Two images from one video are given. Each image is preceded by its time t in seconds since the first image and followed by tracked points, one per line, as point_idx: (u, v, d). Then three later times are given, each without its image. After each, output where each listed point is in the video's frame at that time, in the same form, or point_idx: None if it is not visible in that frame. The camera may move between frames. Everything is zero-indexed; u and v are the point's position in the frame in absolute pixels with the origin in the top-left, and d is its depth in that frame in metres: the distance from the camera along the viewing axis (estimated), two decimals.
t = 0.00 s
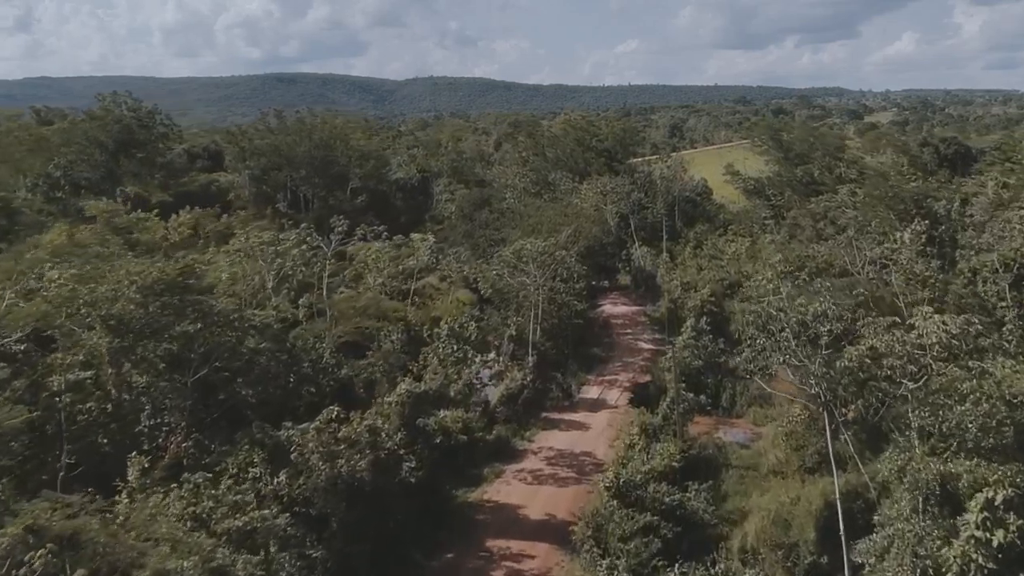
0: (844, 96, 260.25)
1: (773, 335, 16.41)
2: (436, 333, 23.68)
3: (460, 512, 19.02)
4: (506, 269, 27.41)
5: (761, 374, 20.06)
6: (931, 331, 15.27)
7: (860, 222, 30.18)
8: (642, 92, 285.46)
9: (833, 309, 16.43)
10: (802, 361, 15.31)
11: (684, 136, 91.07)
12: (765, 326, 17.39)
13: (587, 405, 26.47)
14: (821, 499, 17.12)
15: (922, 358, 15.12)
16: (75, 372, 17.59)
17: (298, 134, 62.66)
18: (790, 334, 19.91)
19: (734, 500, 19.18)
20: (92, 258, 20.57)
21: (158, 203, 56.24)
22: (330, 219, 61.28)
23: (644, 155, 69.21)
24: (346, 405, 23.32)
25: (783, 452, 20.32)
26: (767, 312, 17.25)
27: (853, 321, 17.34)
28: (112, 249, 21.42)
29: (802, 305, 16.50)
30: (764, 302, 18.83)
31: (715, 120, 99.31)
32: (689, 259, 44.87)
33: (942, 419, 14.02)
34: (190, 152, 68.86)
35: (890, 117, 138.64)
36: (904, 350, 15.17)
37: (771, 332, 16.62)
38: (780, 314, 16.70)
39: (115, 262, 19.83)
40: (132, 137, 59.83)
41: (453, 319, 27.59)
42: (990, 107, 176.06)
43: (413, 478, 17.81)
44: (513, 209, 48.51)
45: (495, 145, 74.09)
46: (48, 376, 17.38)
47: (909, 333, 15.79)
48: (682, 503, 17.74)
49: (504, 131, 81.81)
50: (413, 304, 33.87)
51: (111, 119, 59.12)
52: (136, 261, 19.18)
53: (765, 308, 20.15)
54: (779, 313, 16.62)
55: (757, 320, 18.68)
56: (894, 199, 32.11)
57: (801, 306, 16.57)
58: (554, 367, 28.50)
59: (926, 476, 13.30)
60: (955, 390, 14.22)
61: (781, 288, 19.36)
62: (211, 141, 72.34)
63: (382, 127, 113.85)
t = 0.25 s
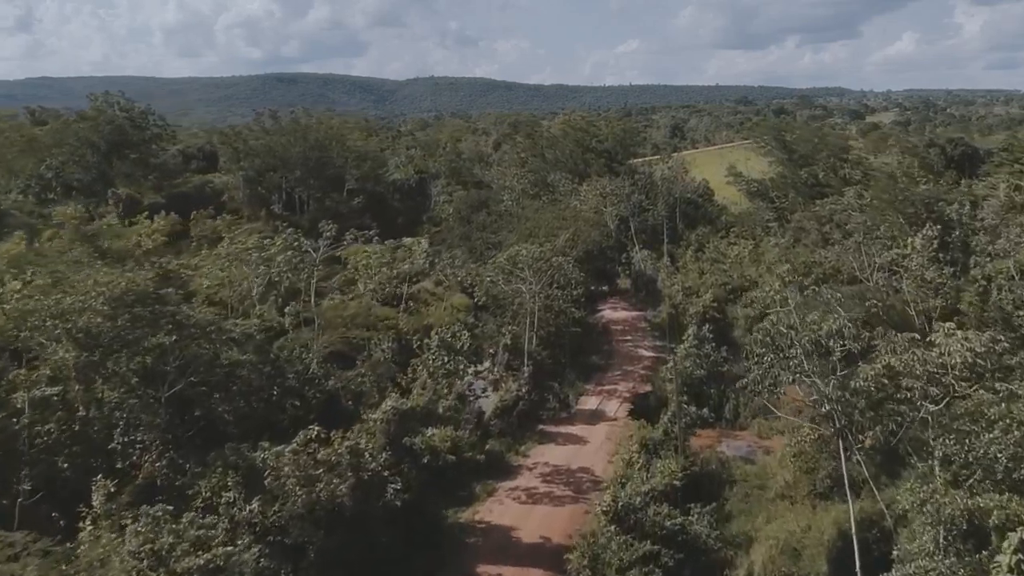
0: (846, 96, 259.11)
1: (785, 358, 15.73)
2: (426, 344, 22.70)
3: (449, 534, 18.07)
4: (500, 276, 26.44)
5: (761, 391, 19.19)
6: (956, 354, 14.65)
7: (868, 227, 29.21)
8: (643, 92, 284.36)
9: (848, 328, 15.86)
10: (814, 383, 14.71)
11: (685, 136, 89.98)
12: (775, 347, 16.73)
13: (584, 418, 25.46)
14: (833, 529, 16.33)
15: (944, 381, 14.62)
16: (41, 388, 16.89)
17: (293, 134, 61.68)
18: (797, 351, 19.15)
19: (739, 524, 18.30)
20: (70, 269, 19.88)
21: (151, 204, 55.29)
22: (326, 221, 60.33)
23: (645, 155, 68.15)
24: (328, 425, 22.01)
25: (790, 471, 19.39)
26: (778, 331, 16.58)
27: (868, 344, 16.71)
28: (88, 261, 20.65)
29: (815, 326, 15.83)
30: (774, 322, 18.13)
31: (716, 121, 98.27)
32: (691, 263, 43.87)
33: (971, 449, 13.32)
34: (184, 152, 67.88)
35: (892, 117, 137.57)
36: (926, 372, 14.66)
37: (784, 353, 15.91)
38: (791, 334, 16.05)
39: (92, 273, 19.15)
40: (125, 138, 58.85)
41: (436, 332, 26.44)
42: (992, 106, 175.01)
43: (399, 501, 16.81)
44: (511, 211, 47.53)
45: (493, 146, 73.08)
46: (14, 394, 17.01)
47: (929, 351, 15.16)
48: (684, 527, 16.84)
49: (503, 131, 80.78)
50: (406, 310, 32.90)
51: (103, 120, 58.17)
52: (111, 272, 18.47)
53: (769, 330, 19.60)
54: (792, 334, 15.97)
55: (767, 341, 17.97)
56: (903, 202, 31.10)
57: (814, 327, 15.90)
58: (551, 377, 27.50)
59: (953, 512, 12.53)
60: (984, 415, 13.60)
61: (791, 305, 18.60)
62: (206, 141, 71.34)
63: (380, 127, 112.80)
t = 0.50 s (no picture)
0: (848, 96, 258.19)
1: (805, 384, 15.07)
2: (416, 356, 21.74)
3: (438, 558, 17.10)
4: (496, 283, 25.48)
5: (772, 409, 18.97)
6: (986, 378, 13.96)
7: (877, 233, 28.26)
8: (644, 91, 283.20)
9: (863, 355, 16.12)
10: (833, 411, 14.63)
11: (687, 136, 88.86)
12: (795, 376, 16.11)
13: (582, 430, 24.51)
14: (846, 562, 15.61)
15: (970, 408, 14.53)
16: (4, 406, 16.02)
17: (287, 135, 60.70)
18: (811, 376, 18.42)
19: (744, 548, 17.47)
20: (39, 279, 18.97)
21: (144, 207, 54.40)
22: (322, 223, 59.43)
23: (646, 156, 67.17)
24: (317, 440, 21.25)
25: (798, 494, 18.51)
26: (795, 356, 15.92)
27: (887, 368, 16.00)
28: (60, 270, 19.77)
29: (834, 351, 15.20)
30: (789, 345, 17.40)
31: (718, 121, 97.17)
32: (692, 267, 42.93)
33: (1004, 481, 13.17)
34: (178, 153, 66.95)
35: (896, 117, 136.39)
36: (948, 396, 14.67)
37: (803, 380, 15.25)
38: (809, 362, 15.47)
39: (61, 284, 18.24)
40: (117, 138, 57.90)
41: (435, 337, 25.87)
42: (996, 106, 173.74)
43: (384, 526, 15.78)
44: (509, 214, 46.55)
45: (492, 146, 72.14)
46: None
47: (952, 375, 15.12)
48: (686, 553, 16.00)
49: (503, 132, 79.77)
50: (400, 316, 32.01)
51: (95, 119, 57.21)
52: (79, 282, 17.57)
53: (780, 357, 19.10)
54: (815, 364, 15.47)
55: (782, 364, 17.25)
56: (912, 205, 30.15)
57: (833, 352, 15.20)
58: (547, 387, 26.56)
59: (983, 552, 12.28)
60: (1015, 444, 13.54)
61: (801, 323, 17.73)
62: (201, 142, 70.39)
63: (379, 126, 111.82)
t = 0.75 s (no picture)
0: (850, 96, 257.33)
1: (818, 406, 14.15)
2: (406, 368, 20.82)
3: None
4: (491, 291, 24.52)
5: (783, 437, 18.61)
6: (1016, 402, 13.02)
7: (887, 238, 27.30)
8: (645, 91, 282.15)
9: (884, 377, 14.88)
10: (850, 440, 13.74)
11: (688, 136, 87.86)
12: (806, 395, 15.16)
13: (580, 443, 23.55)
14: None
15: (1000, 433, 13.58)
16: None
17: (281, 136, 59.67)
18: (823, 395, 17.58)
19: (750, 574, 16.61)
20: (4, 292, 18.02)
21: (137, 210, 53.50)
22: (318, 225, 58.55)
23: (647, 156, 66.24)
24: (304, 450, 20.76)
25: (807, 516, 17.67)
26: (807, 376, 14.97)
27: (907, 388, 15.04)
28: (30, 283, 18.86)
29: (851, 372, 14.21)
30: (799, 362, 16.47)
31: (719, 120, 96.19)
32: (694, 270, 42.00)
33: None
34: (172, 154, 66.01)
35: (897, 116, 135.47)
36: (976, 423, 13.67)
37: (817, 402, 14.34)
38: (823, 382, 14.50)
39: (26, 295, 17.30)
40: (109, 139, 57.03)
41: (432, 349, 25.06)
42: (998, 107, 172.47)
43: (367, 552, 14.83)
44: (507, 216, 45.61)
45: (490, 146, 71.22)
46: None
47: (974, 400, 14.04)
48: None
49: (501, 132, 78.80)
50: (393, 323, 31.13)
51: (86, 119, 56.28)
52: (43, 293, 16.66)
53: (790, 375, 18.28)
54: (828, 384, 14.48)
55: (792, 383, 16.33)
56: (922, 209, 29.21)
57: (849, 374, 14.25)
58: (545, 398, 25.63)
59: None
60: None
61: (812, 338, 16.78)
62: (195, 142, 69.40)
63: (377, 126, 110.90)
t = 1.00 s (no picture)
0: (851, 96, 256.52)
1: (832, 430, 13.19)
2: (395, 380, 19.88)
3: None
4: (485, 299, 23.54)
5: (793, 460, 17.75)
6: None
7: (897, 243, 26.35)
8: (645, 91, 281.09)
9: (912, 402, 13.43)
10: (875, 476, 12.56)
11: (689, 136, 86.86)
12: (817, 417, 14.23)
13: (578, 456, 22.64)
14: None
15: None
16: None
17: (275, 136, 58.64)
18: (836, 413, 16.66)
19: None
20: None
21: (129, 212, 52.47)
22: (314, 227, 57.65)
23: (647, 157, 65.30)
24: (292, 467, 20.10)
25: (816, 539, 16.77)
26: (819, 397, 14.00)
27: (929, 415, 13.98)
28: None
29: (871, 397, 13.16)
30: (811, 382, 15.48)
31: (720, 121, 95.18)
32: (696, 274, 41.04)
33: None
34: (166, 154, 65.07)
35: (900, 116, 134.44)
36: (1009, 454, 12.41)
37: (830, 424, 13.38)
38: (837, 402, 13.55)
39: None
40: (101, 140, 55.64)
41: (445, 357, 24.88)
42: (1000, 107, 171.49)
43: None
44: (505, 218, 44.61)
45: (488, 147, 70.27)
46: None
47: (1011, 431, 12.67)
48: None
49: (500, 132, 77.82)
50: (386, 330, 30.22)
51: (77, 119, 54.75)
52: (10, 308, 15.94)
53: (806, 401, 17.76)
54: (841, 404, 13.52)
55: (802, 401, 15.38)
56: (933, 213, 28.24)
57: (866, 395, 13.28)
58: (541, 409, 24.70)
59: None
60: None
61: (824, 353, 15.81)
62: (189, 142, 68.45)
63: (375, 125, 109.97)
